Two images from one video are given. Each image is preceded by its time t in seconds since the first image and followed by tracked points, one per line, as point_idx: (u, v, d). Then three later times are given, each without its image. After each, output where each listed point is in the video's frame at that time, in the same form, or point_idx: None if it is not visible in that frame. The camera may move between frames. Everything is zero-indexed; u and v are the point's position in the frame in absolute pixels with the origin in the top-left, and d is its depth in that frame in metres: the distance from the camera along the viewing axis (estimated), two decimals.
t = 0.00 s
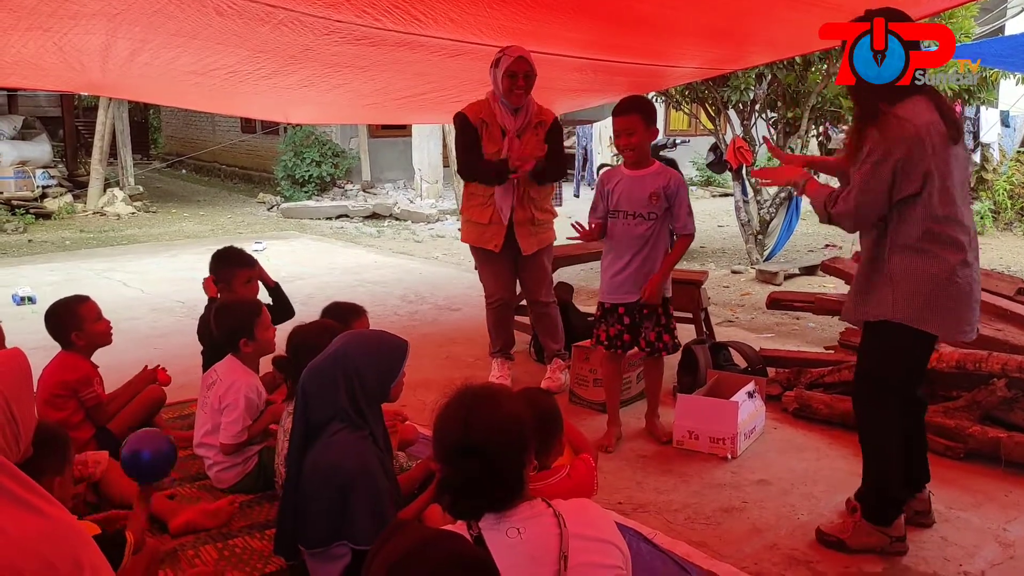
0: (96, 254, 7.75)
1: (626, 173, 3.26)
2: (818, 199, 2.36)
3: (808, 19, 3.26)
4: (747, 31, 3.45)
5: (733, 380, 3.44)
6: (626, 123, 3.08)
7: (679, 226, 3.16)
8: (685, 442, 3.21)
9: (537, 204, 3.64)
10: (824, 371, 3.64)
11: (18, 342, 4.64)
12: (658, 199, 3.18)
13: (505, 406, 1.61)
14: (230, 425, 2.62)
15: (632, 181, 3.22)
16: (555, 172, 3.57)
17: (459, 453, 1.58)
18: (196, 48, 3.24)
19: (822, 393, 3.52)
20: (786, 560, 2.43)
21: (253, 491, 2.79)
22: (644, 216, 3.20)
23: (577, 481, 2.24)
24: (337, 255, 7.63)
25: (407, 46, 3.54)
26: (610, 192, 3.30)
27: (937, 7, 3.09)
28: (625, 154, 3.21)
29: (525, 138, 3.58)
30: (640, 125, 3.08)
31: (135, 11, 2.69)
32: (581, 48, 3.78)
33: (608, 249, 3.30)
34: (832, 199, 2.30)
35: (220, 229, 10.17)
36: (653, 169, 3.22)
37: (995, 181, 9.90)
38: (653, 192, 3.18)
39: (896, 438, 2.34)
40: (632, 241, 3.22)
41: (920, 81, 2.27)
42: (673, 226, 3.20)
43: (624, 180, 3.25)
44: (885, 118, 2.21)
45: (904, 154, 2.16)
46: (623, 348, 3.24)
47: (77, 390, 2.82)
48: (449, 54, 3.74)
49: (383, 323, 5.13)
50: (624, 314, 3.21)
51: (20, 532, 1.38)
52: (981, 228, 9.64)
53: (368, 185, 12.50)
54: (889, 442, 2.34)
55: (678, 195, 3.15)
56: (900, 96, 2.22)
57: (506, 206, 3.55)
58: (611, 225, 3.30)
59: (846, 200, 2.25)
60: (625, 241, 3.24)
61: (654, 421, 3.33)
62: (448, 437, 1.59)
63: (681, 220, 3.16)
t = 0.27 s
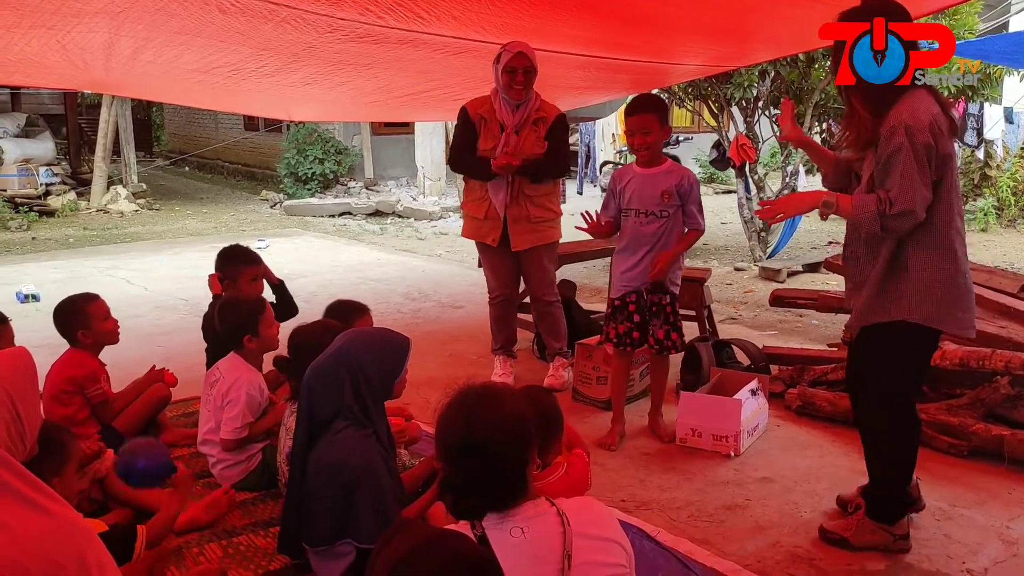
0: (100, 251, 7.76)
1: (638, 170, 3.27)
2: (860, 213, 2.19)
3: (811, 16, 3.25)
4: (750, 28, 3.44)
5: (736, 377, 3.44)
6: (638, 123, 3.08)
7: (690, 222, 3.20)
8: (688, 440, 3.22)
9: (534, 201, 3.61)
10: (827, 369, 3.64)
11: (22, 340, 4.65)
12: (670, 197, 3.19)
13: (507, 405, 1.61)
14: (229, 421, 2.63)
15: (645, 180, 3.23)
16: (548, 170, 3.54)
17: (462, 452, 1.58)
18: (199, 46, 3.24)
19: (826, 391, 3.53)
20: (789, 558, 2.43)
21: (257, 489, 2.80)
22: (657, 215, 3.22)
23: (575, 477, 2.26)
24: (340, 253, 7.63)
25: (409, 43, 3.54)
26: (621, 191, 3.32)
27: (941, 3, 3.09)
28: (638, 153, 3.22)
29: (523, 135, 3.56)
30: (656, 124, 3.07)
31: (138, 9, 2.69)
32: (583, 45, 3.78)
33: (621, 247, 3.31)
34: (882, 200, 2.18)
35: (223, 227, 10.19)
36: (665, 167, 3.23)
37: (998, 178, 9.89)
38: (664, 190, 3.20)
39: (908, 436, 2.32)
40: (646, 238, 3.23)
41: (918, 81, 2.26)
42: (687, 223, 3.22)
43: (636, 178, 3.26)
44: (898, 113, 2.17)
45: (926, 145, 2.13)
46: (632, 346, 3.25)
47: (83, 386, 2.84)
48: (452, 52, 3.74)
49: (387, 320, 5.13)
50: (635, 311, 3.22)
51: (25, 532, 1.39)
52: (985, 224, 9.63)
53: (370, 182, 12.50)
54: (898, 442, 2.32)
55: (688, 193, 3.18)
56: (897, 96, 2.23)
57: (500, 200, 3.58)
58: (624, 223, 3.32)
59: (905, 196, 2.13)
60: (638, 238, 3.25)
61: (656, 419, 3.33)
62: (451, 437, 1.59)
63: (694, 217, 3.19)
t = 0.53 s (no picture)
0: (101, 248, 7.76)
1: (647, 167, 3.26)
2: (871, 230, 2.19)
3: (813, 12, 3.24)
4: (753, 24, 3.44)
5: (738, 373, 3.43)
6: (651, 119, 3.06)
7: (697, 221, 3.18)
8: (690, 436, 3.21)
9: (543, 197, 3.59)
10: (829, 365, 3.64)
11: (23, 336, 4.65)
12: (680, 194, 3.19)
13: (506, 400, 1.61)
14: (230, 418, 2.60)
15: (656, 176, 3.22)
16: (559, 167, 3.56)
17: (461, 447, 1.57)
18: (200, 42, 3.24)
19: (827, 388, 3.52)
20: (791, 553, 2.43)
21: (257, 484, 2.80)
22: (666, 212, 3.22)
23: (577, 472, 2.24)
24: (341, 250, 7.63)
25: (411, 39, 3.54)
26: (631, 186, 3.29)
27: None
28: (648, 148, 3.20)
29: (531, 130, 3.57)
30: (667, 120, 3.06)
31: (139, 4, 2.69)
32: (585, 41, 3.77)
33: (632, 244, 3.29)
34: (891, 213, 2.17)
35: (225, 224, 10.19)
36: (675, 163, 3.22)
37: (1000, 175, 9.87)
38: (675, 187, 3.19)
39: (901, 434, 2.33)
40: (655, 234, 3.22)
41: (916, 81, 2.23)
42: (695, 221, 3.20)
43: (647, 175, 3.25)
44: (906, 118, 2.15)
45: (934, 151, 2.13)
46: (637, 342, 3.26)
47: (88, 380, 2.85)
48: (454, 48, 3.73)
49: (388, 317, 5.13)
50: (641, 308, 3.23)
51: (27, 526, 1.39)
52: (987, 222, 9.61)
53: (372, 179, 12.50)
54: (892, 439, 2.32)
55: (697, 188, 3.17)
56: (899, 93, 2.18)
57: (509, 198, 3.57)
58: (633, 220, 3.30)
59: (917, 206, 2.13)
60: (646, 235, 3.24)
61: (658, 415, 3.33)
62: (451, 433, 1.59)
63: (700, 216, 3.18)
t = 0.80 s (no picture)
0: (104, 248, 7.77)
1: (653, 166, 3.26)
2: (895, 208, 2.13)
3: (815, 12, 3.24)
4: (755, 25, 3.44)
5: (740, 374, 3.43)
6: (659, 116, 3.08)
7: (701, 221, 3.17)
8: (692, 436, 3.22)
9: (559, 193, 3.61)
10: (831, 366, 3.65)
11: (27, 336, 4.66)
12: (685, 194, 3.19)
13: (510, 403, 1.62)
14: (245, 418, 2.63)
15: (660, 175, 3.22)
16: (576, 162, 3.55)
17: (466, 451, 1.58)
18: (203, 43, 3.25)
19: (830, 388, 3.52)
20: (793, 554, 2.43)
21: (261, 485, 2.80)
22: (669, 210, 3.21)
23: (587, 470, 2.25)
24: (343, 250, 7.63)
25: (414, 40, 3.54)
26: (636, 185, 3.30)
27: None
28: (653, 147, 3.21)
29: (547, 126, 3.56)
30: (671, 118, 3.08)
31: (142, 5, 2.70)
32: (587, 41, 3.77)
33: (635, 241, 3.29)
34: (917, 195, 2.13)
35: (227, 223, 10.20)
36: (681, 163, 3.22)
37: (1003, 175, 9.83)
38: (679, 187, 3.19)
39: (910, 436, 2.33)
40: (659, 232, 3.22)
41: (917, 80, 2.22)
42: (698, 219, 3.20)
43: (651, 174, 3.25)
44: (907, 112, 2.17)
45: (945, 140, 2.15)
46: (639, 344, 3.25)
47: (95, 381, 2.86)
48: (456, 48, 3.74)
49: (390, 317, 5.13)
50: (643, 308, 3.24)
51: (31, 527, 1.39)
52: (989, 221, 9.59)
53: (374, 178, 12.50)
54: (898, 439, 2.32)
55: (702, 189, 3.17)
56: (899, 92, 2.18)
57: (525, 191, 3.61)
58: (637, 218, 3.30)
59: (936, 188, 2.12)
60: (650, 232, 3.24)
61: (661, 416, 3.32)
62: (456, 436, 1.59)
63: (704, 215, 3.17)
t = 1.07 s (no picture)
0: (107, 243, 7.78)
1: (654, 162, 3.25)
2: (905, 228, 2.15)
3: (818, 6, 3.22)
4: (757, 18, 3.42)
5: (742, 368, 3.42)
6: (658, 110, 3.05)
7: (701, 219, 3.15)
8: (694, 431, 3.21)
9: (573, 187, 3.60)
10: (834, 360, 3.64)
11: (29, 330, 4.66)
12: (685, 189, 3.16)
13: (513, 396, 1.61)
14: (244, 413, 2.62)
15: (661, 171, 3.21)
16: (591, 154, 3.54)
17: (469, 444, 1.57)
18: (203, 37, 3.24)
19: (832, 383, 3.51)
20: (796, 549, 2.43)
21: (262, 479, 2.81)
22: (671, 206, 3.20)
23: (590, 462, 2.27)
24: (345, 245, 7.63)
25: (416, 33, 3.53)
26: (638, 180, 3.29)
27: None
28: (654, 142, 3.20)
29: (562, 119, 3.55)
30: (672, 112, 3.05)
31: None
32: (589, 35, 3.76)
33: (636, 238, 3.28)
34: (923, 211, 2.15)
35: (229, 219, 10.20)
36: (682, 158, 3.20)
37: (1007, 170, 9.75)
38: (680, 182, 3.17)
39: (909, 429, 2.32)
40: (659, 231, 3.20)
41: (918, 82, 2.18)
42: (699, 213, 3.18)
43: (653, 170, 3.24)
44: (914, 125, 2.15)
45: (957, 147, 2.15)
46: (642, 337, 3.26)
47: (105, 372, 2.86)
48: (458, 42, 3.73)
49: (392, 312, 5.13)
50: (646, 303, 3.24)
51: (31, 519, 1.39)
52: (993, 216, 9.56)
53: (376, 174, 12.48)
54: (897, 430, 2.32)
55: (703, 184, 3.14)
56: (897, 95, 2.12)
57: (539, 185, 3.59)
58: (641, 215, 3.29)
59: (946, 199, 2.13)
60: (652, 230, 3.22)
61: (665, 410, 3.31)
62: (458, 429, 1.59)
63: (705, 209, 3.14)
